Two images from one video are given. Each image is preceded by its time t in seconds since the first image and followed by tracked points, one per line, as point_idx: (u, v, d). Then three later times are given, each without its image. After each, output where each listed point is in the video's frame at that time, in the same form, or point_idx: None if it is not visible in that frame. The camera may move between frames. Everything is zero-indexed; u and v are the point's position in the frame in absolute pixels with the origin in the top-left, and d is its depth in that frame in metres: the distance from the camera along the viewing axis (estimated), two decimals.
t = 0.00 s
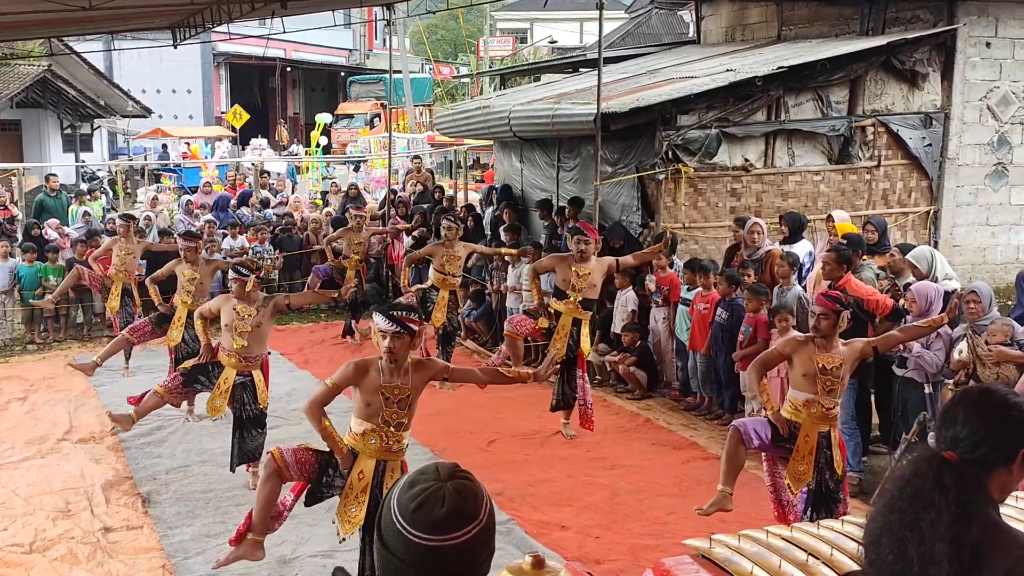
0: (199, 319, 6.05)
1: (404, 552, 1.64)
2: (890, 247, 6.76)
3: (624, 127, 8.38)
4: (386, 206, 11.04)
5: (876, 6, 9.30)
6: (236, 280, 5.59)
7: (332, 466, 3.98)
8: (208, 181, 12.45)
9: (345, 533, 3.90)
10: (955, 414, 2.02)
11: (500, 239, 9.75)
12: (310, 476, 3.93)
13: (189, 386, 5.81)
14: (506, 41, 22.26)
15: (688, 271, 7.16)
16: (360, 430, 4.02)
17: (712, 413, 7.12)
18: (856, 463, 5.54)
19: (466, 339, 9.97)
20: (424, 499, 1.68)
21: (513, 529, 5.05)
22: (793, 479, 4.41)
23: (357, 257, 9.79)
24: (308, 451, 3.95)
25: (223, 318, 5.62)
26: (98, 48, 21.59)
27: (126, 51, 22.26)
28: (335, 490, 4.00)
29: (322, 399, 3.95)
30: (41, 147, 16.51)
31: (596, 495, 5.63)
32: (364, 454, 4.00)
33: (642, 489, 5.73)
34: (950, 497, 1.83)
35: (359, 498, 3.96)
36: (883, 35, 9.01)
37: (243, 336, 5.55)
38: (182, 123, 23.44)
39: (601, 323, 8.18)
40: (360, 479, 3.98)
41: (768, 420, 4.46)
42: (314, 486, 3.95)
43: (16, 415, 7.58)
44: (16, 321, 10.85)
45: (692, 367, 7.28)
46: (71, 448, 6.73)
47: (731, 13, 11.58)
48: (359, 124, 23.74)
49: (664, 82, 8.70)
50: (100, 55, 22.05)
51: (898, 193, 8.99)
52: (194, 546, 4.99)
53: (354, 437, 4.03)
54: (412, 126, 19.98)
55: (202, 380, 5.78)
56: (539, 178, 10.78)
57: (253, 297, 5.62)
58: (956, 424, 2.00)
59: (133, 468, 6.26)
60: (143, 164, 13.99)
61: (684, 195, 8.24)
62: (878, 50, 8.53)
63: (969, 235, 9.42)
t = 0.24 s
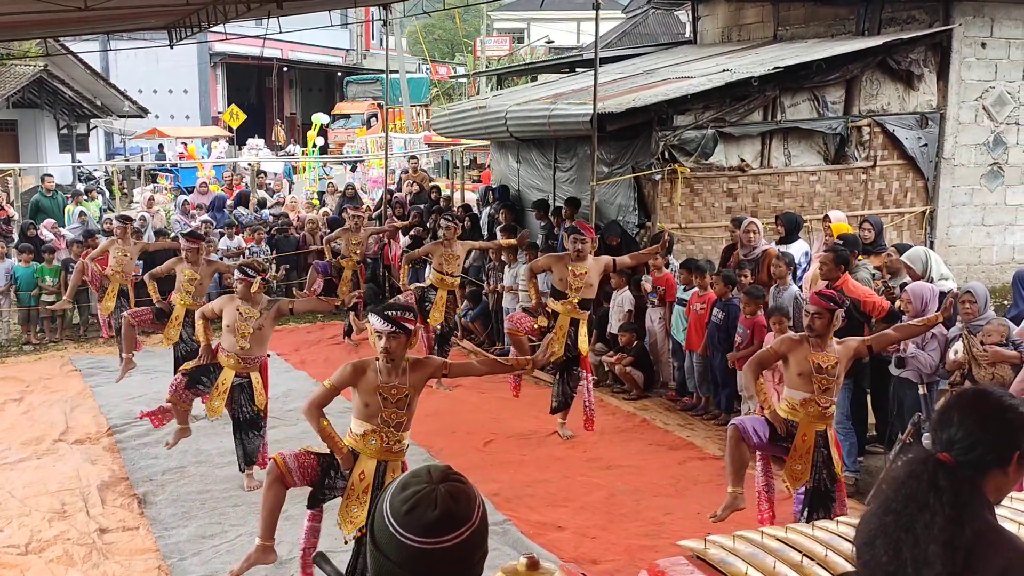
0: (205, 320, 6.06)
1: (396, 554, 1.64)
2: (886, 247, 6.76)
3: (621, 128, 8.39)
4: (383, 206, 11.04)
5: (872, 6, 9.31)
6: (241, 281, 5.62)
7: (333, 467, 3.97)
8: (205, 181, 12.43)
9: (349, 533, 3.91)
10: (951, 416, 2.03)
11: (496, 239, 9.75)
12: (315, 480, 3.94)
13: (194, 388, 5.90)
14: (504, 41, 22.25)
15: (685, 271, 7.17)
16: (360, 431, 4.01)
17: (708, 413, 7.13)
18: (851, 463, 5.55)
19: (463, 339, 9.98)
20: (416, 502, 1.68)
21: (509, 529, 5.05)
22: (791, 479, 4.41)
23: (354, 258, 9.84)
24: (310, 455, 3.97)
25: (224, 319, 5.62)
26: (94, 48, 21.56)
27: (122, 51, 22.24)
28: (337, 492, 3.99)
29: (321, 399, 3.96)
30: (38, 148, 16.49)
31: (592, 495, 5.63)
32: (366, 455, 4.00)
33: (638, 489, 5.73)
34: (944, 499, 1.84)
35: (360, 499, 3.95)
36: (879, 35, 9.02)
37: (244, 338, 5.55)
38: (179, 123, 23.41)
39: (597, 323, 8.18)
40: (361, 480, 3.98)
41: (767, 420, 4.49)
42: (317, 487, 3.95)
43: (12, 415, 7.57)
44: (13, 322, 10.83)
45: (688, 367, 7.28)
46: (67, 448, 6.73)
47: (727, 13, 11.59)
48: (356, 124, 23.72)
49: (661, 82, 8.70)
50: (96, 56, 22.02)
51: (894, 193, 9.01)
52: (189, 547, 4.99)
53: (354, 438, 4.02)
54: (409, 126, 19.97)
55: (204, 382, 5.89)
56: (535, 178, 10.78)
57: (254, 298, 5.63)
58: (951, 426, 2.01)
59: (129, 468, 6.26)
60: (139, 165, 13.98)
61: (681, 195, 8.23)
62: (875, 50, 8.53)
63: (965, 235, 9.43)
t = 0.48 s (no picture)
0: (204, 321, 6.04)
1: (389, 555, 1.63)
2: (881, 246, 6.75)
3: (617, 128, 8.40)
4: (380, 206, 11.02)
5: (868, 6, 9.32)
6: (237, 282, 5.61)
7: (329, 467, 4.00)
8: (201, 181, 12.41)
9: (345, 533, 3.97)
10: (949, 416, 2.03)
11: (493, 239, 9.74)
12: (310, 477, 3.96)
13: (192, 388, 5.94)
14: (500, 40, 22.23)
15: (681, 271, 7.18)
16: (356, 431, 4.02)
17: (704, 413, 7.13)
18: (847, 463, 5.55)
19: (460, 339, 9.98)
20: (408, 504, 1.67)
21: (505, 530, 5.04)
22: (785, 481, 4.42)
23: (352, 257, 9.80)
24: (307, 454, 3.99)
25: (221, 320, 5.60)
26: (90, 48, 21.52)
27: (118, 51, 22.20)
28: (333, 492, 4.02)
29: (318, 400, 3.96)
30: (34, 148, 16.46)
31: (589, 495, 5.63)
32: (362, 454, 4.00)
33: (635, 489, 5.73)
34: (940, 499, 1.84)
35: (356, 499, 3.98)
36: (875, 35, 9.03)
37: (241, 338, 5.53)
38: (175, 123, 23.38)
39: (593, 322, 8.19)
40: (356, 480, 3.99)
41: (761, 421, 4.48)
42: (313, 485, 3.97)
43: (8, 416, 7.56)
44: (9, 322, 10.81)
45: (685, 366, 7.28)
46: (63, 449, 6.72)
47: (724, 13, 11.59)
48: (352, 124, 23.69)
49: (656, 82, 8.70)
50: (93, 55, 21.98)
51: (890, 193, 9.02)
52: (185, 548, 4.98)
53: (351, 438, 4.03)
54: (406, 126, 19.95)
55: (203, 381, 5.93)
56: (532, 178, 10.78)
57: (252, 298, 5.60)
58: (948, 426, 2.02)
59: (125, 469, 6.25)
60: (135, 165, 13.97)
61: (677, 194, 8.23)
62: (871, 50, 8.54)
63: (961, 234, 9.43)
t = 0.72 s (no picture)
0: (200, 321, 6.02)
1: (381, 556, 1.63)
2: (878, 245, 6.73)
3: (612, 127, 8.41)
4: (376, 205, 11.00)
5: (863, 5, 9.33)
6: (231, 282, 5.59)
7: (322, 470, 3.98)
8: (197, 180, 12.39)
9: (340, 534, 3.98)
10: (944, 415, 2.04)
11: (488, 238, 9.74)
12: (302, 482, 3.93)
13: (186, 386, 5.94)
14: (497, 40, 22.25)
15: (677, 270, 7.17)
16: (349, 432, 4.02)
17: (700, 412, 7.14)
18: (843, 462, 5.55)
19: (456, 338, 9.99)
20: (400, 504, 1.68)
21: (501, 529, 5.04)
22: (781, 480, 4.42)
23: (347, 257, 9.79)
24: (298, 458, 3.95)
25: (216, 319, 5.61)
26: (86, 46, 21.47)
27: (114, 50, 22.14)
28: (328, 495, 4.02)
29: (311, 400, 3.96)
30: (29, 147, 16.42)
31: (585, 494, 5.63)
32: (356, 454, 4.01)
33: (631, 488, 5.73)
34: (934, 498, 1.87)
35: (351, 499, 4.00)
36: (871, 34, 9.05)
37: (236, 338, 5.53)
38: (171, 123, 23.34)
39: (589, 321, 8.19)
40: (351, 480, 4.01)
41: (757, 420, 4.48)
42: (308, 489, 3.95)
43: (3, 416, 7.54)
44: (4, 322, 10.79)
45: (681, 365, 7.28)
46: (59, 448, 6.70)
47: (719, 12, 11.60)
48: (349, 123, 23.67)
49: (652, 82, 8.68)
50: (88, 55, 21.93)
51: (886, 191, 9.03)
52: (181, 547, 4.98)
53: (344, 439, 4.03)
54: (402, 125, 19.95)
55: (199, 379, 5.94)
56: (528, 177, 10.78)
57: (246, 297, 5.61)
58: (944, 425, 2.02)
59: (120, 469, 6.24)
60: (130, 164, 13.94)
61: (673, 193, 8.24)
62: (866, 49, 8.55)
63: (957, 233, 9.45)
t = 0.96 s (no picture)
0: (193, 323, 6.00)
1: (375, 555, 1.63)
2: (874, 244, 6.74)
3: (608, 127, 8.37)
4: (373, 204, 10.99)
5: (860, 4, 9.34)
6: (223, 283, 5.58)
7: (315, 478, 3.93)
8: (193, 180, 12.37)
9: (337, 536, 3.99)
10: (935, 415, 2.09)
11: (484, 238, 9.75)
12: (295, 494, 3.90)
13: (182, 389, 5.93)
14: (494, 39, 22.26)
15: (673, 270, 7.19)
16: (342, 433, 4.02)
17: (697, 411, 7.15)
18: (840, 460, 5.57)
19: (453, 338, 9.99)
20: (393, 502, 1.67)
21: (498, 528, 5.05)
22: (775, 479, 4.44)
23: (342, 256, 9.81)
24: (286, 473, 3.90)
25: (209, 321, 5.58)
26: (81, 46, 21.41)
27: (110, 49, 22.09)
28: (325, 501, 3.97)
29: (304, 401, 3.97)
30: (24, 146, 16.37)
31: (581, 494, 5.63)
32: (349, 455, 4.01)
33: (627, 488, 5.74)
34: (926, 498, 1.93)
35: (346, 501, 3.98)
36: (867, 34, 9.06)
37: (229, 339, 5.50)
38: (167, 122, 23.28)
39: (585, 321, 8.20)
40: (346, 481, 4.00)
41: (751, 419, 4.50)
42: (303, 502, 3.91)
43: None
44: None
45: (677, 365, 7.28)
46: (54, 448, 6.69)
47: (715, 12, 11.61)
48: (345, 122, 23.64)
49: (648, 81, 8.67)
50: (84, 54, 21.87)
51: (882, 191, 9.04)
52: (177, 547, 4.97)
53: (337, 442, 4.03)
54: (398, 124, 19.92)
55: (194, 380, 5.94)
56: (525, 177, 10.78)
57: (240, 298, 5.59)
58: (935, 424, 2.07)
59: (117, 469, 6.23)
60: (126, 164, 13.91)
61: (669, 193, 8.25)
62: (863, 49, 8.56)
63: (953, 232, 9.47)
